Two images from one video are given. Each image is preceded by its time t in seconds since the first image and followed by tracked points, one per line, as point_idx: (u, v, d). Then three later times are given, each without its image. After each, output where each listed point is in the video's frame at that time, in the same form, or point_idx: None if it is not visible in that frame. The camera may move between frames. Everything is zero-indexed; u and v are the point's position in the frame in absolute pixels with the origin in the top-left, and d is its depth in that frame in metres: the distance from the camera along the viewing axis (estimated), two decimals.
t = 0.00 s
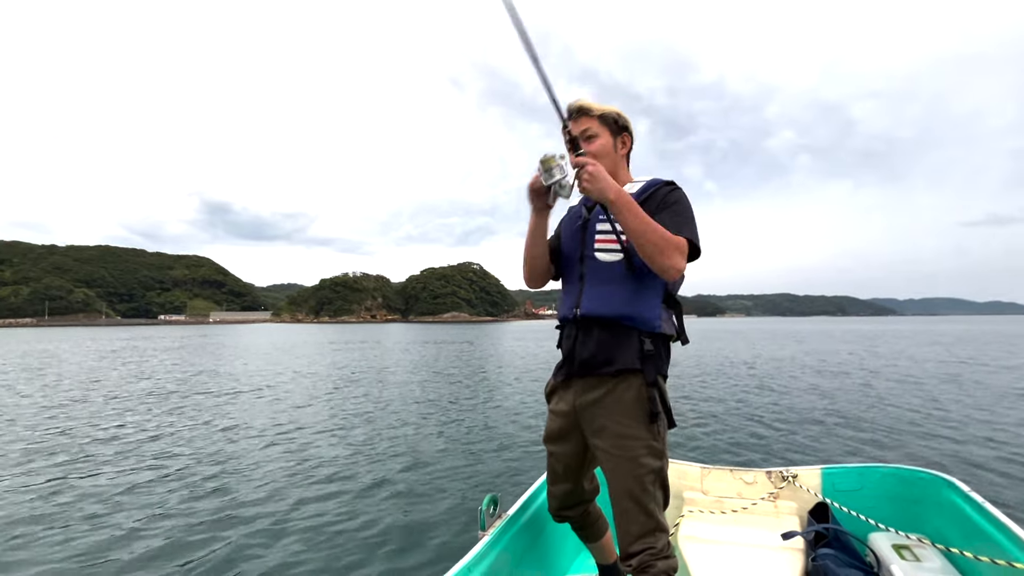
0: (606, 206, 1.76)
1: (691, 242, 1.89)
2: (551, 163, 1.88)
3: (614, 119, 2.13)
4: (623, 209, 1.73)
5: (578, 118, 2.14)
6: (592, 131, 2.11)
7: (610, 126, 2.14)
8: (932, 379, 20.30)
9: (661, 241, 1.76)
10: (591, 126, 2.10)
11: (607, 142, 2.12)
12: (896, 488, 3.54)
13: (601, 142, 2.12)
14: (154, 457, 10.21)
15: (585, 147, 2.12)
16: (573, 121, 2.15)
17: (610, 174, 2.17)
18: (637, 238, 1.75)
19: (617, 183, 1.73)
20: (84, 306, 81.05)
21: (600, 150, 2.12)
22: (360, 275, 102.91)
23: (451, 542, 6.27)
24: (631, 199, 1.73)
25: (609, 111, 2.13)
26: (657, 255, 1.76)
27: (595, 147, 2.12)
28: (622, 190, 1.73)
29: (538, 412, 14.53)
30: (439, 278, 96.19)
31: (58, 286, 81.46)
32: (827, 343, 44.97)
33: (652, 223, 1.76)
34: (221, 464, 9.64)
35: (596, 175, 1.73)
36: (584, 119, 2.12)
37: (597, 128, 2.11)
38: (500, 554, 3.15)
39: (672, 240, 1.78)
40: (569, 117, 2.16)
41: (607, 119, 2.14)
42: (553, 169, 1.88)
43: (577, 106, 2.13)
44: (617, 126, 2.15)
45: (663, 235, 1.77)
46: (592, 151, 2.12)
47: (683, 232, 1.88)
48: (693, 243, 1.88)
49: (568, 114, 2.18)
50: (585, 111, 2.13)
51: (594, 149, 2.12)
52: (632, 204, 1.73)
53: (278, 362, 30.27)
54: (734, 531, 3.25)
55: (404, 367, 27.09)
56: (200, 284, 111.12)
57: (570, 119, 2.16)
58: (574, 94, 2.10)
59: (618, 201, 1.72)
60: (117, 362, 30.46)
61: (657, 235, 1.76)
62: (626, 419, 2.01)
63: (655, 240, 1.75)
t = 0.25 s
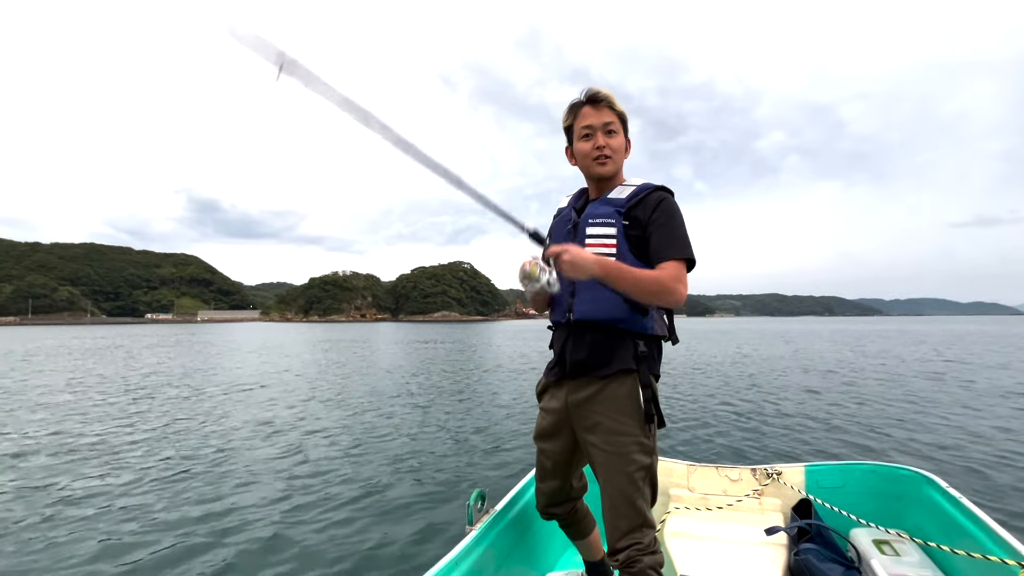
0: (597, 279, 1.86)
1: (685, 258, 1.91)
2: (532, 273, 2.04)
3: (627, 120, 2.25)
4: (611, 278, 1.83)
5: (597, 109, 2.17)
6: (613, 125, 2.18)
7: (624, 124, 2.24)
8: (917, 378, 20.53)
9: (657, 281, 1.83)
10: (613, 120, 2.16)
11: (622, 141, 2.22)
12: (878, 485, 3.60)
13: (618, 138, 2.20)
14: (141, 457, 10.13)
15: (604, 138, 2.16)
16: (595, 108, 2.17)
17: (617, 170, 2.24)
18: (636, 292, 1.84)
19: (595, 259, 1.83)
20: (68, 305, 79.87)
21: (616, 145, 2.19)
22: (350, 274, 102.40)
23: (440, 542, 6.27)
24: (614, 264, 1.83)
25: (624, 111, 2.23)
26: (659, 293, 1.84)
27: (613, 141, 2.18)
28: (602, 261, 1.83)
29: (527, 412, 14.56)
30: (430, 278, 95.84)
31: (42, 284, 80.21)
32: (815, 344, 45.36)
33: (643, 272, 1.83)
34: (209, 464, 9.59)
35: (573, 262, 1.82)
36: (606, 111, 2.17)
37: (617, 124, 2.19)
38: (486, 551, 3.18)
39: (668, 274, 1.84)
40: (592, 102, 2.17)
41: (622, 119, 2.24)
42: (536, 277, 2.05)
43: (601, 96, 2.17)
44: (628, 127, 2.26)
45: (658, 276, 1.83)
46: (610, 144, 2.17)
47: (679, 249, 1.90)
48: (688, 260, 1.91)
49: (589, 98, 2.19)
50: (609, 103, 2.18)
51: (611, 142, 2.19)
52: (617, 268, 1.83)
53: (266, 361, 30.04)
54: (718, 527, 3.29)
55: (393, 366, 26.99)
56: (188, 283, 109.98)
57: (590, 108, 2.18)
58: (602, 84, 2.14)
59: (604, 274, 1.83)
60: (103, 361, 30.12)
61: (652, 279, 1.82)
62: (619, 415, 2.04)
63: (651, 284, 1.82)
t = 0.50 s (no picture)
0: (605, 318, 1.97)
1: (687, 262, 1.92)
2: (541, 334, 2.19)
3: (626, 118, 2.24)
4: (618, 313, 1.91)
5: (596, 106, 2.17)
6: (611, 123, 2.17)
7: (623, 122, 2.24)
8: (910, 377, 20.64)
9: (663, 301, 1.88)
10: (611, 118, 2.16)
11: (620, 139, 2.21)
12: (869, 486, 3.63)
13: (616, 136, 2.19)
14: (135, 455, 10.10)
15: (601, 137, 2.16)
16: (592, 105, 2.17)
17: (615, 169, 2.24)
18: (647, 316, 1.90)
19: (599, 299, 1.94)
20: (60, 302, 79.20)
21: (614, 143, 2.19)
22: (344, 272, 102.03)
23: (433, 542, 6.28)
24: (618, 299, 1.91)
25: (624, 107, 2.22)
26: (669, 309, 1.90)
27: (611, 139, 2.18)
28: (606, 300, 1.93)
29: (522, 411, 14.57)
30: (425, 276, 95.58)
31: (33, 281, 79.48)
32: (809, 342, 45.54)
33: (648, 297, 1.89)
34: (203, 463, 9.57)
35: (579, 309, 1.95)
36: (604, 109, 2.17)
37: (615, 122, 2.19)
38: (481, 549, 3.18)
39: (673, 291, 1.89)
40: (588, 99, 2.17)
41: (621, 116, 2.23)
42: (545, 337, 2.19)
43: (600, 93, 2.16)
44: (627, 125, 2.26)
45: (664, 294, 1.89)
46: (608, 142, 2.17)
47: (681, 255, 1.92)
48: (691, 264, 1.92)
49: (586, 96, 2.19)
50: (607, 100, 2.18)
51: (609, 140, 2.18)
52: (622, 303, 1.90)
53: (260, 359, 29.90)
54: (711, 528, 3.32)
55: (388, 364, 26.93)
56: (181, 280, 109.31)
57: (588, 105, 2.17)
58: (600, 81, 2.14)
59: (609, 311, 1.92)
60: (95, 358, 29.92)
61: (658, 300, 1.88)
62: (617, 416, 2.05)
63: (657, 306, 1.88)
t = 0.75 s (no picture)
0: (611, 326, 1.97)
1: (688, 265, 1.92)
2: (545, 342, 2.10)
3: (618, 116, 2.17)
4: (625, 322, 1.92)
5: (583, 113, 2.13)
6: (599, 129, 2.13)
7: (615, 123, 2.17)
8: (905, 377, 20.71)
9: (667, 307, 1.90)
10: (598, 124, 2.12)
11: (612, 142, 2.17)
12: (865, 489, 3.64)
13: (606, 141, 2.16)
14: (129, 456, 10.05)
15: (590, 144, 2.14)
16: (578, 112, 2.14)
17: (611, 171, 2.22)
18: (653, 323, 1.93)
19: (604, 309, 1.93)
20: (53, 301, 78.59)
21: (603, 149, 2.16)
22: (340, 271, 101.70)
23: (430, 543, 6.27)
24: (624, 310, 1.91)
25: (613, 107, 2.15)
26: (673, 314, 1.92)
27: (599, 146, 2.15)
28: (612, 310, 1.92)
29: (519, 412, 14.56)
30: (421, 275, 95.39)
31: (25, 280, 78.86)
32: (805, 342, 45.67)
33: (651, 305, 1.90)
34: (198, 463, 9.53)
35: (586, 318, 1.93)
36: (591, 114, 2.13)
37: (603, 126, 2.14)
38: (476, 550, 3.17)
39: (676, 297, 1.90)
40: (574, 106, 2.14)
41: (612, 116, 2.17)
42: (550, 345, 2.10)
43: (586, 98, 2.11)
44: (620, 124, 2.19)
45: (667, 300, 1.90)
46: (597, 149, 2.15)
47: (681, 257, 1.91)
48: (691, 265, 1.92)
49: (572, 102, 2.16)
50: (593, 103, 2.13)
51: (598, 147, 2.16)
52: (628, 312, 1.91)
53: (255, 359, 29.79)
54: (707, 530, 3.32)
55: (384, 364, 26.87)
56: (175, 279, 108.76)
57: (576, 112, 2.15)
58: (584, 88, 2.09)
59: (616, 321, 1.93)
60: (88, 358, 29.71)
61: (662, 307, 1.90)
62: (614, 420, 2.04)
63: (662, 313, 1.90)
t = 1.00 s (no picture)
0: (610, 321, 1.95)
1: (690, 258, 1.91)
2: (540, 326, 2.07)
3: (600, 117, 2.08)
4: (625, 318, 1.90)
5: (562, 125, 2.07)
6: (579, 139, 2.08)
7: (597, 127, 2.09)
8: (901, 375, 20.75)
9: (668, 302, 1.89)
10: (578, 135, 2.07)
11: (595, 148, 2.12)
12: (862, 484, 3.63)
13: (590, 149, 2.11)
14: (123, 458, 9.99)
15: (573, 155, 2.11)
16: (555, 127, 2.10)
17: (601, 172, 2.19)
18: (655, 318, 1.91)
19: (604, 304, 1.91)
20: (46, 302, 78.00)
21: (587, 158, 2.12)
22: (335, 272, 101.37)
23: (426, 544, 6.24)
24: (624, 305, 1.89)
25: (593, 113, 2.06)
26: (674, 309, 1.90)
27: (582, 155, 2.12)
28: (611, 306, 1.90)
29: (515, 411, 14.54)
30: (417, 276, 95.20)
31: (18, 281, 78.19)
32: (800, 341, 45.83)
33: (652, 300, 1.88)
34: (193, 464, 9.48)
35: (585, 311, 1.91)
36: (569, 125, 2.06)
37: (584, 136, 2.08)
38: (472, 550, 3.14)
39: (677, 291, 1.89)
40: (551, 121, 2.09)
41: (593, 118, 2.08)
42: (545, 330, 2.08)
43: (561, 110, 2.04)
44: (605, 126, 2.11)
45: (668, 295, 1.89)
46: (580, 159, 2.12)
47: (682, 251, 1.90)
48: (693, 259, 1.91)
49: (550, 115, 2.11)
50: (570, 116, 2.05)
51: (582, 156, 2.12)
52: (628, 307, 1.89)
53: (250, 360, 29.64)
54: (703, 526, 3.30)
55: (380, 365, 26.79)
56: (169, 279, 108.17)
57: (555, 124, 2.10)
58: (557, 101, 2.01)
59: (616, 316, 1.91)
60: (82, 360, 29.51)
61: (663, 301, 1.89)
62: (607, 417, 2.02)
63: (662, 308, 1.89)
